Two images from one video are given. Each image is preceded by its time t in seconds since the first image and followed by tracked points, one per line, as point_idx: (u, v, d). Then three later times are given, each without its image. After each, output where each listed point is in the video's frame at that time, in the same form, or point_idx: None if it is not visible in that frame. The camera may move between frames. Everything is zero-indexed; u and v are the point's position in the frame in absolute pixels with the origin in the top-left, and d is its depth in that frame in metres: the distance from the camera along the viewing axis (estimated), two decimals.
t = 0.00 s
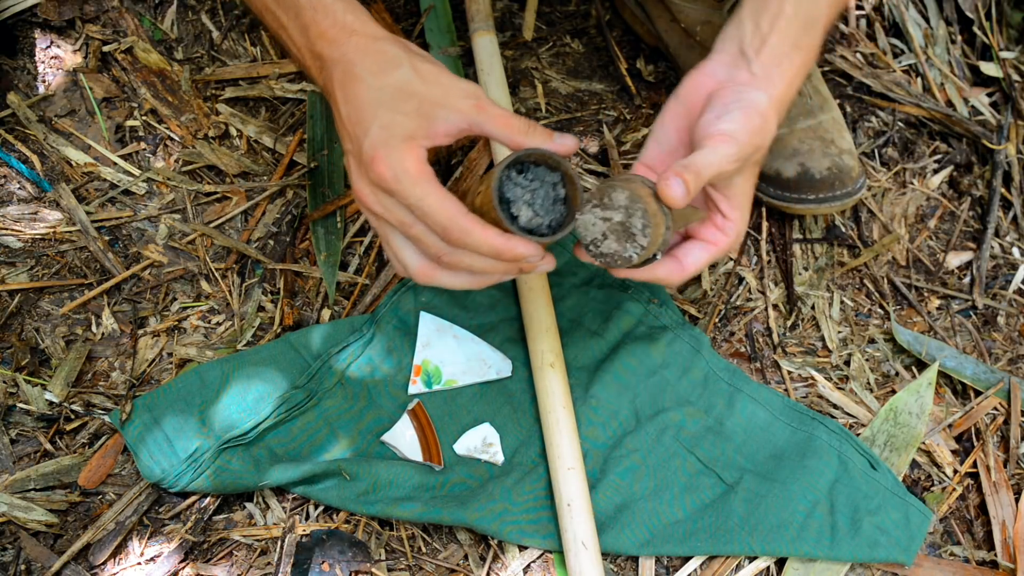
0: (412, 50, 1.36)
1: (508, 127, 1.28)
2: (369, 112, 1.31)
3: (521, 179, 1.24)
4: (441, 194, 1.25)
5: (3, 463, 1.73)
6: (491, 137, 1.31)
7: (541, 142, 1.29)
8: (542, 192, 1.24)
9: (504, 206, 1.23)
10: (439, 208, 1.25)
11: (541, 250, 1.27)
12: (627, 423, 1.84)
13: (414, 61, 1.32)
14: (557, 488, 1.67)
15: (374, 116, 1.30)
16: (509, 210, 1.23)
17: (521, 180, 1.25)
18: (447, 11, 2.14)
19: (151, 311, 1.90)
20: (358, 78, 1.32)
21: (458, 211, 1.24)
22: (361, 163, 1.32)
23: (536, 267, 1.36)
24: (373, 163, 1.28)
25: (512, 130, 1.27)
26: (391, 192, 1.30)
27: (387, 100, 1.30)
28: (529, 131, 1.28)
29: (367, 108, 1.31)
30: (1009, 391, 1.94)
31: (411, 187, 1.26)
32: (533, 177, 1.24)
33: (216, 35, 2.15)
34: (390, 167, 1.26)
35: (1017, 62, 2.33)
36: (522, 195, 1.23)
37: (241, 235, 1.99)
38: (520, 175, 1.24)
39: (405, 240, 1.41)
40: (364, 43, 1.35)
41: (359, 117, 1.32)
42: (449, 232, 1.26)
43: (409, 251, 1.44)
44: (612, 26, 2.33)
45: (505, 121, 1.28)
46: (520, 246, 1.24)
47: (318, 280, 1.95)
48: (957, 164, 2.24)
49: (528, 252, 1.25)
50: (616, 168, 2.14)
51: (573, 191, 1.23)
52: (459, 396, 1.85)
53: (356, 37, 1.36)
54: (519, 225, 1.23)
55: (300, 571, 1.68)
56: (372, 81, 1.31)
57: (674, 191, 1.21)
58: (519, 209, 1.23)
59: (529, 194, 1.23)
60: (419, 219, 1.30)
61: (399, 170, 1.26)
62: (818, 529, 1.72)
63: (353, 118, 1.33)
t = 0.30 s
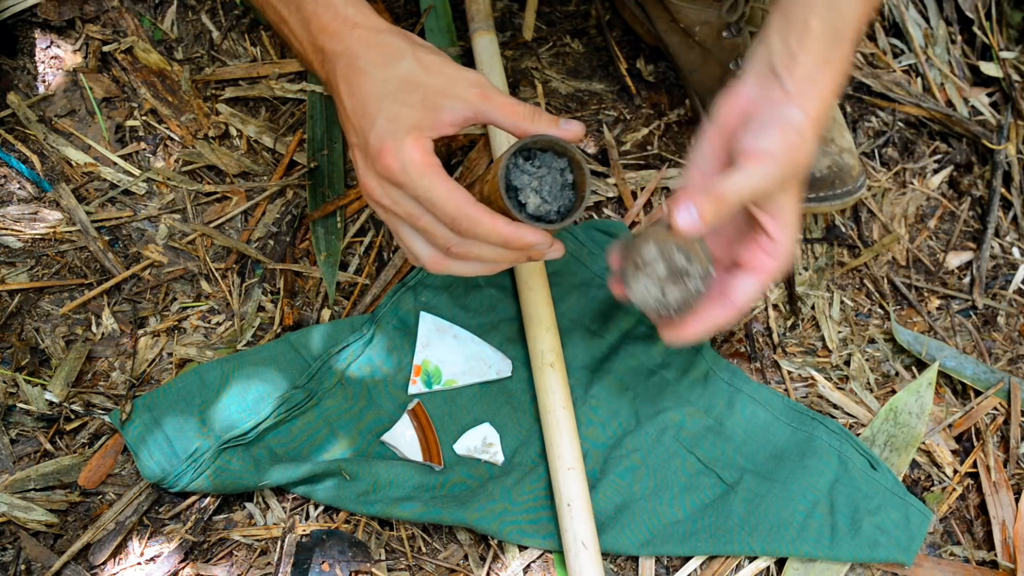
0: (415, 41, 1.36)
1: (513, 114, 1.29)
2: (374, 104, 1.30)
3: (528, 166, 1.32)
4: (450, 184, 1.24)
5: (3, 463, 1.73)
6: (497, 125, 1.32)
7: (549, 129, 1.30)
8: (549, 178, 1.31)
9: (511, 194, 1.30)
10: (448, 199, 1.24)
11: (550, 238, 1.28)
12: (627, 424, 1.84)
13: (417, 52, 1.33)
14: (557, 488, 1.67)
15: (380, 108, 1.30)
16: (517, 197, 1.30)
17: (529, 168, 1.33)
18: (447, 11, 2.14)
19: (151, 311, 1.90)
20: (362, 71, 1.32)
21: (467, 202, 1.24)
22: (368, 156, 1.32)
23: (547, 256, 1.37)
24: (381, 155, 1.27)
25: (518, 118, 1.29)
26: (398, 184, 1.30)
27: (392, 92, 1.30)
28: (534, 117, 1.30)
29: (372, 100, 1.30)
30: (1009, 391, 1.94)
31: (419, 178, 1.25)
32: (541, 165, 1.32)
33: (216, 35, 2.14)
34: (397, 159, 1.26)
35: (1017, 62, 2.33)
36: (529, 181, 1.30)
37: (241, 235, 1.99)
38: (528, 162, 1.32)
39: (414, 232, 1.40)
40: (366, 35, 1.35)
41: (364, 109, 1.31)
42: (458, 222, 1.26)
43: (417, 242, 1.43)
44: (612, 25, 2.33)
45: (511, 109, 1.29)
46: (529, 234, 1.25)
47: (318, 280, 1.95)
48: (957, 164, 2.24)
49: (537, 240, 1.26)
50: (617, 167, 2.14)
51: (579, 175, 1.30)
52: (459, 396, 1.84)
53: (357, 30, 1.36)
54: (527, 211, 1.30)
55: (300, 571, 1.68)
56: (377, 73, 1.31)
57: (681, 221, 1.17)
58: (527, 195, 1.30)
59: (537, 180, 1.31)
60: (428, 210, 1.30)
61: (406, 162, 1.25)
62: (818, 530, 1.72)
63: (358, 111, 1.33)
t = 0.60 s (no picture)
0: (403, 35, 1.36)
1: (496, 114, 1.28)
2: (359, 98, 1.31)
3: (510, 169, 1.28)
4: (431, 181, 1.25)
5: (3, 463, 1.73)
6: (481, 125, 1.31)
7: (533, 132, 1.28)
8: (531, 182, 1.27)
9: (491, 196, 1.27)
10: (429, 197, 1.25)
11: (528, 242, 1.28)
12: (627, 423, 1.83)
13: (404, 47, 1.32)
14: (557, 489, 1.67)
15: (364, 102, 1.30)
16: (496, 200, 1.27)
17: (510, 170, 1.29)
18: (447, 10, 2.14)
19: (151, 311, 1.90)
20: (348, 63, 1.33)
21: (447, 200, 1.24)
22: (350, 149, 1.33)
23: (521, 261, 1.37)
24: (362, 149, 1.28)
25: (503, 118, 1.27)
26: (378, 178, 1.30)
27: (376, 86, 1.30)
28: (518, 119, 1.28)
29: (356, 94, 1.31)
30: (1009, 391, 1.94)
31: (401, 174, 1.26)
32: (523, 167, 1.28)
33: (216, 35, 2.14)
34: (379, 154, 1.27)
35: (1017, 62, 2.33)
36: (510, 184, 1.27)
37: (241, 235, 1.99)
38: (509, 164, 1.28)
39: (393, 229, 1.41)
40: (354, 28, 1.35)
41: (348, 102, 1.32)
42: (437, 221, 1.26)
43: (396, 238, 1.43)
44: (612, 25, 2.33)
45: (496, 109, 1.28)
46: (508, 237, 1.25)
47: (318, 280, 1.95)
48: (957, 164, 2.24)
49: (515, 243, 1.26)
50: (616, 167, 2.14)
51: (561, 180, 1.27)
52: (458, 395, 1.84)
53: (345, 22, 1.36)
54: (506, 214, 1.27)
55: (300, 570, 1.68)
56: (362, 66, 1.32)
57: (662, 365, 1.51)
58: (507, 199, 1.27)
59: (517, 184, 1.27)
60: (407, 207, 1.30)
61: (388, 157, 1.26)
62: (819, 529, 1.72)
63: (342, 104, 1.33)
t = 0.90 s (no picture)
0: (405, 40, 1.36)
1: (491, 127, 1.28)
2: (357, 101, 1.31)
3: (501, 184, 1.35)
4: (423, 189, 1.25)
5: (3, 463, 1.73)
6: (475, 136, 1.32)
7: (525, 148, 1.29)
8: (520, 197, 1.33)
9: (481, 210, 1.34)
10: (419, 204, 1.25)
11: (514, 254, 1.30)
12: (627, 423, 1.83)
13: (405, 52, 1.32)
14: (557, 488, 1.67)
15: (362, 105, 1.30)
16: (486, 213, 1.34)
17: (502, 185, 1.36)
18: (447, 10, 2.13)
19: (151, 311, 1.90)
20: (348, 65, 1.33)
21: (437, 210, 1.25)
22: (344, 152, 1.33)
23: (508, 274, 1.38)
24: (358, 153, 1.28)
25: (498, 132, 1.28)
26: (372, 183, 1.30)
27: (374, 91, 1.30)
28: (512, 134, 1.28)
29: (355, 97, 1.31)
30: (1009, 391, 1.94)
31: (394, 180, 1.26)
32: (514, 183, 1.35)
33: (216, 35, 2.15)
34: (374, 158, 1.27)
35: (1017, 62, 2.33)
36: (500, 199, 1.33)
37: (241, 235, 1.99)
38: (501, 179, 1.35)
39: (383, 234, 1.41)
40: (356, 30, 1.35)
41: (346, 104, 1.32)
42: (427, 230, 1.26)
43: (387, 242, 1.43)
44: (612, 25, 2.33)
45: (492, 123, 1.28)
46: (496, 249, 1.26)
47: (318, 280, 1.95)
48: (957, 164, 2.24)
49: (502, 254, 1.27)
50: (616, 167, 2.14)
51: (549, 198, 1.33)
52: (458, 395, 1.85)
53: (346, 24, 1.36)
54: (495, 227, 1.33)
55: (300, 571, 1.68)
56: (361, 69, 1.32)
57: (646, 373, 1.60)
58: (496, 212, 1.33)
59: (507, 199, 1.33)
60: (398, 213, 1.31)
61: (382, 162, 1.26)
62: (819, 529, 1.72)
63: (340, 105, 1.33)
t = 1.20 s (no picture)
0: (412, 39, 1.37)
1: (498, 132, 1.30)
2: (363, 96, 1.31)
3: (502, 194, 1.35)
4: (425, 185, 1.24)
5: (3, 463, 1.73)
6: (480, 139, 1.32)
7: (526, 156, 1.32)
8: (523, 203, 1.33)
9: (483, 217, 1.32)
10: (421, 201, 1.23)
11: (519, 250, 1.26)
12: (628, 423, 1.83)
13: (412, 50, 1.34)
14: (557, 489, 1.67)
15: (368, 101, 1.30)
16: (489, 219, 1.32)
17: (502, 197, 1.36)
18: (447, 10, 2.14)
19: (151, 311, 1.90)
20: (355, 61, 1.34)
21: (436, 207, 1.23)
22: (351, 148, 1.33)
23: (515, 278, 1.33)
24: (363, 148, 1.27)
25: (503, 137, 1.30)
26: (376, 179, 1.30)
27: (382, 87, 1.30)
28: (515, 141, 1.31)
29: (361, 92, 1.31)
30: (1009, 391, 1.94)
31: (396, 176, 1.25)
32: (515, 193, 1.35)
33: (216, 35, 2.15)
34: (379, 154, 1.26)
35: (1017, 62, 2.33)
36: (502, 205, 1.32)
37: (241, 235, 1.99)
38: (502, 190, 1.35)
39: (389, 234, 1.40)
40: (363, 27, 1.36)
41: (353, 99, 1.32)
42: (427, 228, 1.24)
43: (394, 240, 1.42)
44: (612, 26, 2.33)
45: (497, 127, 1.30)
46: (499, 244, 1.23)
47: (318, 280, 1.95)
48: (957, 164, 2.24)
49: (506, 250, 1.24)
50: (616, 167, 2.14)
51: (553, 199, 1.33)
52: (459, 395, 1.85)
53: (353, 20, 1.37)
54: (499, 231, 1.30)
55: (300, 571, 1.68)
56: (369, 65, 1.32)
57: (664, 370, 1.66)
58: (499, 216, 1.31)
59: (510, 204, 1.33)
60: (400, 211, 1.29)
61: (386, 157, 1.26)
62: (819, 529, 1.72)
63: (346, 100, 1.33)
